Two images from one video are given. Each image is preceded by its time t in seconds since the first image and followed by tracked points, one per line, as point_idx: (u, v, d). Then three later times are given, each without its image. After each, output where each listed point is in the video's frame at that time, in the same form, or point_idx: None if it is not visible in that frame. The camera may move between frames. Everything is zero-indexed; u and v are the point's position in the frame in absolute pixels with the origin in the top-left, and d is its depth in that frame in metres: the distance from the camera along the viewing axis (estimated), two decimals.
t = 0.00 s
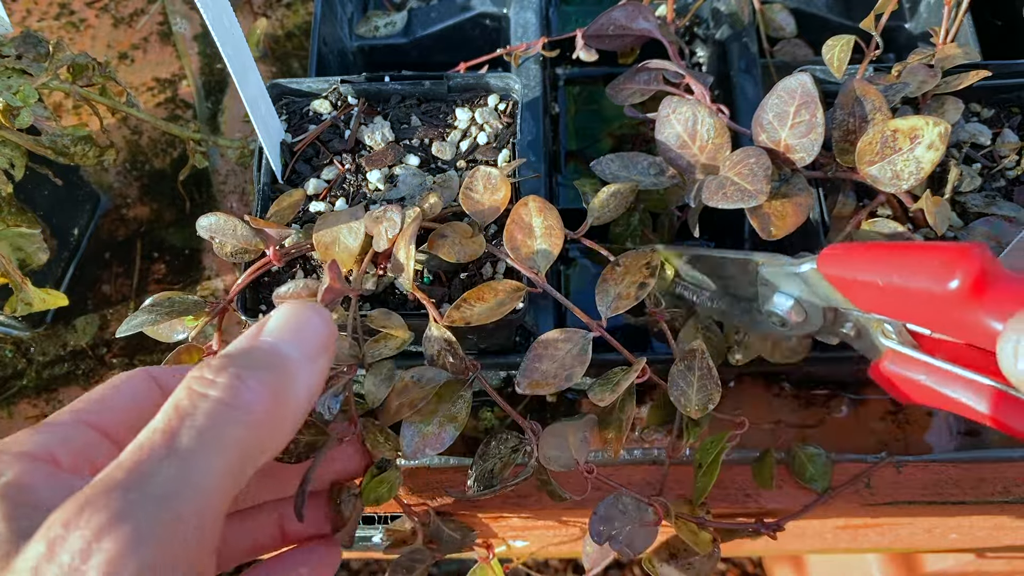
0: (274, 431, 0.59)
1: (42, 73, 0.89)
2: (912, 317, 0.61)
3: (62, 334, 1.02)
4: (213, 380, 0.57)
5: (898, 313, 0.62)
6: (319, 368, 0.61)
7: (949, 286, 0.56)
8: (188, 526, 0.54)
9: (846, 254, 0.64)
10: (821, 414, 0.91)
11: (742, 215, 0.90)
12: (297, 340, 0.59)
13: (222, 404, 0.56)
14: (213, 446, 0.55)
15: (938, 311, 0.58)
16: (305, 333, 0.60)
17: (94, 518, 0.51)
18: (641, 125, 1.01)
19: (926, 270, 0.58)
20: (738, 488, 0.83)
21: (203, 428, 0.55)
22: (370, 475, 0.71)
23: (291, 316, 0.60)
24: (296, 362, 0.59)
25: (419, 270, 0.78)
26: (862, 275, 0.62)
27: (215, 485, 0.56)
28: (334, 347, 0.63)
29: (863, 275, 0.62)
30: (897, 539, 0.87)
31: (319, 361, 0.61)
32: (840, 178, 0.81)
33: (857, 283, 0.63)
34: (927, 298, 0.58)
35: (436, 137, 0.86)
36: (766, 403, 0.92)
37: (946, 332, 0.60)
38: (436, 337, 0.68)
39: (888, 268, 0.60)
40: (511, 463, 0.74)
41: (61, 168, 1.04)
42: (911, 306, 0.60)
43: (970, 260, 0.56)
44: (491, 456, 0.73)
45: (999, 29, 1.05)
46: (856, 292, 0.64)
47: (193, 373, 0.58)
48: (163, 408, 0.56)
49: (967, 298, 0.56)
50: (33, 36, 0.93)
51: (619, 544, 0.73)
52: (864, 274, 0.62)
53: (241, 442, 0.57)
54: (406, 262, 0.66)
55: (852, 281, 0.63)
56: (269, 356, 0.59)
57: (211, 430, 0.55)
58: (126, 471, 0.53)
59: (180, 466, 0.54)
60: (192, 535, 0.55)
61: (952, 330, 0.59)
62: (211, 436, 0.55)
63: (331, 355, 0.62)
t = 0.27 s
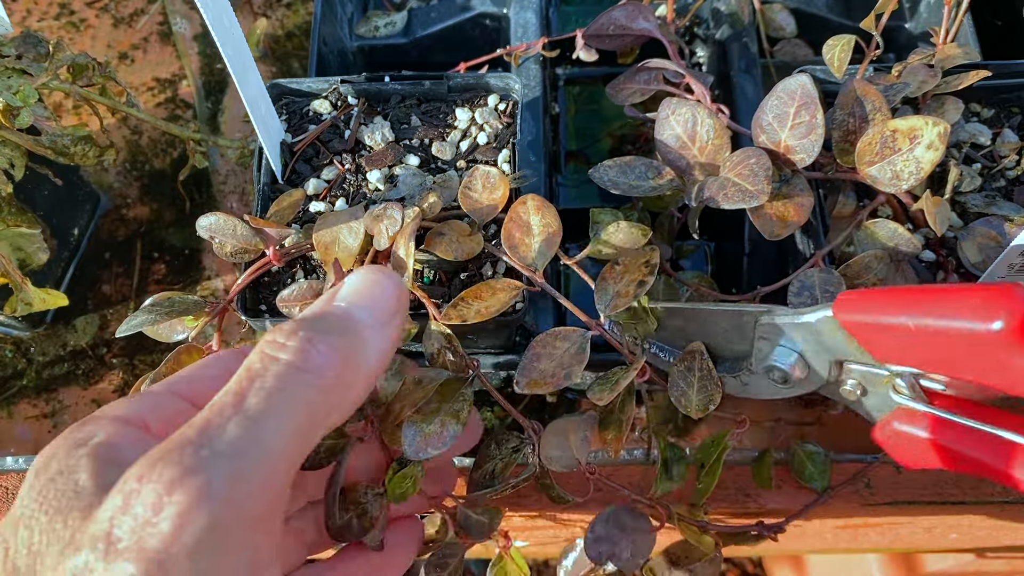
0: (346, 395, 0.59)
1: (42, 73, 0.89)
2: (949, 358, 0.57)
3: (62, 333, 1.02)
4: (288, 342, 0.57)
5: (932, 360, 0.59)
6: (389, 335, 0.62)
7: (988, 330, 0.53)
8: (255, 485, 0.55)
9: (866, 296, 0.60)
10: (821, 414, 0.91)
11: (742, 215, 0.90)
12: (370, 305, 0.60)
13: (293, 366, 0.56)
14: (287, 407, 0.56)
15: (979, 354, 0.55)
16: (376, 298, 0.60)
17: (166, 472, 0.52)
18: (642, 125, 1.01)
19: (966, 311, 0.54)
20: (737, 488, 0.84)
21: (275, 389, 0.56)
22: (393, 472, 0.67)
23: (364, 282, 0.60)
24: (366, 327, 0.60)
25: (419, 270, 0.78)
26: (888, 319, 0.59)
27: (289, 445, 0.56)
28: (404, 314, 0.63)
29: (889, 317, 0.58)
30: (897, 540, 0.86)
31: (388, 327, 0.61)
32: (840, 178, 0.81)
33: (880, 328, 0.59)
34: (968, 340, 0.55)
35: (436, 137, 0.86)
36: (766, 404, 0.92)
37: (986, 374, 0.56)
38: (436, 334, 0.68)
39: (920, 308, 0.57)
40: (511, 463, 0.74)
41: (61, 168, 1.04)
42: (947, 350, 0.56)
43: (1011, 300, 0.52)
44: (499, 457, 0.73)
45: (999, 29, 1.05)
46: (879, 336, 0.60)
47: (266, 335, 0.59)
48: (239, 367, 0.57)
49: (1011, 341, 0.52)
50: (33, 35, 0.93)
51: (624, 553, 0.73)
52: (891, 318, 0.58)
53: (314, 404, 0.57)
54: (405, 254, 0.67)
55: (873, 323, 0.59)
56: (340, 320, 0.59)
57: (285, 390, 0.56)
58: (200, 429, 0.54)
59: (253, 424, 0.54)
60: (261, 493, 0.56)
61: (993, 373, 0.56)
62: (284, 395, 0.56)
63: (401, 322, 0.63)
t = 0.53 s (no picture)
0: (406, 375, 0.60)
1: (42, 73, 0.89)
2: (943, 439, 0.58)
3: (62, 333, 1.02)
4: (351, 317, 0.58)
5: (924, 438, 0.59)
6: (451, 318, 0.62)
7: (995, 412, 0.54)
8: (309, 455, 0.55)
9: (868, 368, 0.59)
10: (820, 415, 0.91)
11: (742, 215, 0.91)
12: (434, 288, 0.61)
13: (355, 341, 0.57)
14: (347, 379, 0.56)
15: (980, 436, 0.56)
16: (440, 280, 0.61)
17: (222, 433, 0.53)
18: (642, 125, 1.01)
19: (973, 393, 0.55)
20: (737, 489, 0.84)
21: (335, 361, 0.56)
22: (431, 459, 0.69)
23: (429, 265, 0.61)
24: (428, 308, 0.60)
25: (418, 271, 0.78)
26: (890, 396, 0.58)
27: (347, 417, 0.57)
28: (468, 300, 0.64)
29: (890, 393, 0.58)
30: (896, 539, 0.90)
31: (451, 310, 0.62)
32: (840, 179, 0.81)
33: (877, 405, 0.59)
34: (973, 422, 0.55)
35: (436, 138, 0.86)
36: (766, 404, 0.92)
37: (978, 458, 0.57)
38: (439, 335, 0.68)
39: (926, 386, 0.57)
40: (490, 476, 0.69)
41: (61, 168, 1.04)
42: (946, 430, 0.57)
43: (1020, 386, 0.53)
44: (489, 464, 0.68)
45: (999, 29, 1.05)
46: (876, 412, 0.60)
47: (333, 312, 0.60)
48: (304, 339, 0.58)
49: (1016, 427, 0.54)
50: (33, 36, 0.93)
51: None
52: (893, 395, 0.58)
53: (374, 380, 0.58)
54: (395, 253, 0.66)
55: (875, 399, 0.59)
56: (403, 300, 0.60)
57: (345, 363, 0.56)
58: (259, 396, 0.55)
59: (311, 393, 0.55)
60: (315, 464, 0.56)
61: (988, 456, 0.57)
62: (344, 369, 0.56)
63: (464, 307, 0.63)
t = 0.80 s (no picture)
0: (451, 378, 0.60)
1: (42, 73, 0.89)
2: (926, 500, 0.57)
3: (62, 333, 1.02)
4: (398, 318, 0.58)
5: (905, 498, 0.58)
6: (496, 324, 0.62)
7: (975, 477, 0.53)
8: (343, 449, 0.57)
9: (849, 427, 0.59)
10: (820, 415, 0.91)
11: (743, 215, 0.91)
12: (482, 295, 0.61)
13: (401, 342, 0.58)
14: (390, 379, 0.57)
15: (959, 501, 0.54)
16: (487, 286, 0.61)
17: (258, 421, 0.55)
18: (642, 125, 1.01)
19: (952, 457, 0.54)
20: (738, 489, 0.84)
21: (378, 361, 0.57)
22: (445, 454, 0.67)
23: (481, 269, 0.62)
24: (474, 314, 0.61)
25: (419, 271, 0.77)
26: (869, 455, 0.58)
27: (387, 415, 0.58)
28: (513, 307, 0.64)
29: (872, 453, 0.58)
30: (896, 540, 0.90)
31: (496, 316, 0.62)
32: (840, 179, 0.81)
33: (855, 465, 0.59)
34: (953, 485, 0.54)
35: (436, 137, 0.86)
36: (766, 403, 0.92)
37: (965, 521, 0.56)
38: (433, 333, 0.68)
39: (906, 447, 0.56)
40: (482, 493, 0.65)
41: (61, 167, 1.04)
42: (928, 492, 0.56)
43: (1001, 450, 0.52)
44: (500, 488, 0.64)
45: (999, 29, 1.05)
46: (857, 472, 0.59)
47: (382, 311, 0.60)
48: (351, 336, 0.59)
49: (1005, 494, 0.52)
50: (32, 35, 0.93)
51: None
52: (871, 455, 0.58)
53: (417, 383, 0.58)
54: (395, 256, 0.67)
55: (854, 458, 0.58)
56: (450, 305, 0.60)
57: (388, 364, 0.57)
58: (299, 391, 0.56)
59: (351, 389, 0.56)
60: (350, 458, 0.58)
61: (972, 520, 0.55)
62: (388, 370, 0.57)
63: (509, 313, 0.64)
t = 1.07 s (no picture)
0: (496, 409, 0.61)
1: (42, 73, 0.89)
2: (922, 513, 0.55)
3: (62, 334, 1.02)
4: (452, 347, 0.59)
5: (903, 515, 0.56)
6: (544, 364, 0.62)
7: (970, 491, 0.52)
8: (397, 463, 0.57)
9: (855, 441, 0.57)
10: (821, 415, 0.91)
11: (742, 215, 0.91)
12: (529, 330, 0.60)
13: (451, 372, 0.58)
14: (439, 407, 0.58)
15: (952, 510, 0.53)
16: (539, 326, 0.61)
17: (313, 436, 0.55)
18: (642, 125, 1.01)
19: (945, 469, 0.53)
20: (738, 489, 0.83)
21: (431, 385, 0.58)
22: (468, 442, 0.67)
23: (530, 306, 0.61)
24: (525, 354, 0.60)
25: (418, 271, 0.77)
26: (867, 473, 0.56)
27: (435, 439, 0.59)
28: (561, 344, 0.63)
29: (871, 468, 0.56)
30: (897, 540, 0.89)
31: (545, 356, 0.61)
32: (840, 179, 0.81)
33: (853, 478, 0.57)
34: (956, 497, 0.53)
35: (436, 137, 0.86)
36: (767, 404, 0.91)
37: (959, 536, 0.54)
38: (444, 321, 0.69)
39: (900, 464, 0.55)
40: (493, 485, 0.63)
41: (61, 168, 1.04)
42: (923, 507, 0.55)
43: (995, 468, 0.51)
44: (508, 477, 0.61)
45: (999, 29, 1.05)
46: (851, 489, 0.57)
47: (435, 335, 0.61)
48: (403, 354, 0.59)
49: (999, 510, 0.51)
50: (32, 35, 0.93)
51: None
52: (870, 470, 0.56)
53: (464, 412, 0.59)
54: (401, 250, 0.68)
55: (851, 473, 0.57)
56: (502, 341, 0.60)
57: (440, 391, 0.58)
58: (358, 402, 0.57)
59: (408, 411, 0.57)
60: (401, 474, 0.58)
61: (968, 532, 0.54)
62: (437, 399, 0.58)
63: (557, 351, 0.63)
